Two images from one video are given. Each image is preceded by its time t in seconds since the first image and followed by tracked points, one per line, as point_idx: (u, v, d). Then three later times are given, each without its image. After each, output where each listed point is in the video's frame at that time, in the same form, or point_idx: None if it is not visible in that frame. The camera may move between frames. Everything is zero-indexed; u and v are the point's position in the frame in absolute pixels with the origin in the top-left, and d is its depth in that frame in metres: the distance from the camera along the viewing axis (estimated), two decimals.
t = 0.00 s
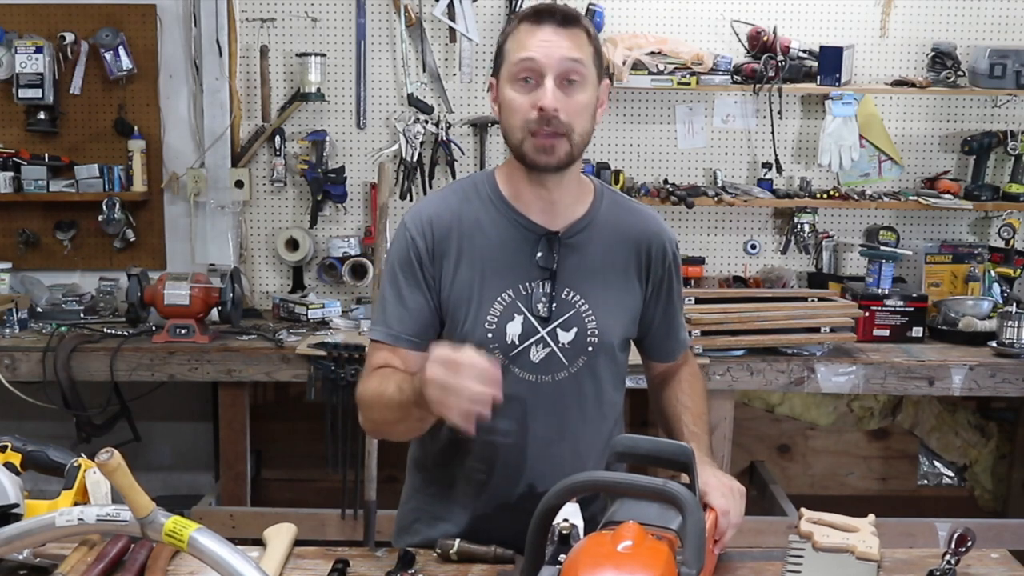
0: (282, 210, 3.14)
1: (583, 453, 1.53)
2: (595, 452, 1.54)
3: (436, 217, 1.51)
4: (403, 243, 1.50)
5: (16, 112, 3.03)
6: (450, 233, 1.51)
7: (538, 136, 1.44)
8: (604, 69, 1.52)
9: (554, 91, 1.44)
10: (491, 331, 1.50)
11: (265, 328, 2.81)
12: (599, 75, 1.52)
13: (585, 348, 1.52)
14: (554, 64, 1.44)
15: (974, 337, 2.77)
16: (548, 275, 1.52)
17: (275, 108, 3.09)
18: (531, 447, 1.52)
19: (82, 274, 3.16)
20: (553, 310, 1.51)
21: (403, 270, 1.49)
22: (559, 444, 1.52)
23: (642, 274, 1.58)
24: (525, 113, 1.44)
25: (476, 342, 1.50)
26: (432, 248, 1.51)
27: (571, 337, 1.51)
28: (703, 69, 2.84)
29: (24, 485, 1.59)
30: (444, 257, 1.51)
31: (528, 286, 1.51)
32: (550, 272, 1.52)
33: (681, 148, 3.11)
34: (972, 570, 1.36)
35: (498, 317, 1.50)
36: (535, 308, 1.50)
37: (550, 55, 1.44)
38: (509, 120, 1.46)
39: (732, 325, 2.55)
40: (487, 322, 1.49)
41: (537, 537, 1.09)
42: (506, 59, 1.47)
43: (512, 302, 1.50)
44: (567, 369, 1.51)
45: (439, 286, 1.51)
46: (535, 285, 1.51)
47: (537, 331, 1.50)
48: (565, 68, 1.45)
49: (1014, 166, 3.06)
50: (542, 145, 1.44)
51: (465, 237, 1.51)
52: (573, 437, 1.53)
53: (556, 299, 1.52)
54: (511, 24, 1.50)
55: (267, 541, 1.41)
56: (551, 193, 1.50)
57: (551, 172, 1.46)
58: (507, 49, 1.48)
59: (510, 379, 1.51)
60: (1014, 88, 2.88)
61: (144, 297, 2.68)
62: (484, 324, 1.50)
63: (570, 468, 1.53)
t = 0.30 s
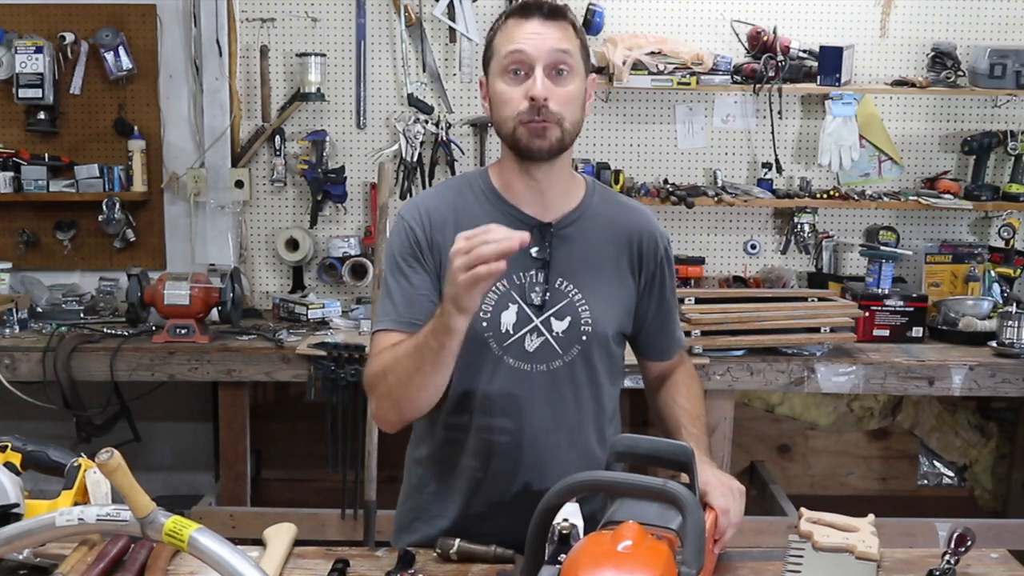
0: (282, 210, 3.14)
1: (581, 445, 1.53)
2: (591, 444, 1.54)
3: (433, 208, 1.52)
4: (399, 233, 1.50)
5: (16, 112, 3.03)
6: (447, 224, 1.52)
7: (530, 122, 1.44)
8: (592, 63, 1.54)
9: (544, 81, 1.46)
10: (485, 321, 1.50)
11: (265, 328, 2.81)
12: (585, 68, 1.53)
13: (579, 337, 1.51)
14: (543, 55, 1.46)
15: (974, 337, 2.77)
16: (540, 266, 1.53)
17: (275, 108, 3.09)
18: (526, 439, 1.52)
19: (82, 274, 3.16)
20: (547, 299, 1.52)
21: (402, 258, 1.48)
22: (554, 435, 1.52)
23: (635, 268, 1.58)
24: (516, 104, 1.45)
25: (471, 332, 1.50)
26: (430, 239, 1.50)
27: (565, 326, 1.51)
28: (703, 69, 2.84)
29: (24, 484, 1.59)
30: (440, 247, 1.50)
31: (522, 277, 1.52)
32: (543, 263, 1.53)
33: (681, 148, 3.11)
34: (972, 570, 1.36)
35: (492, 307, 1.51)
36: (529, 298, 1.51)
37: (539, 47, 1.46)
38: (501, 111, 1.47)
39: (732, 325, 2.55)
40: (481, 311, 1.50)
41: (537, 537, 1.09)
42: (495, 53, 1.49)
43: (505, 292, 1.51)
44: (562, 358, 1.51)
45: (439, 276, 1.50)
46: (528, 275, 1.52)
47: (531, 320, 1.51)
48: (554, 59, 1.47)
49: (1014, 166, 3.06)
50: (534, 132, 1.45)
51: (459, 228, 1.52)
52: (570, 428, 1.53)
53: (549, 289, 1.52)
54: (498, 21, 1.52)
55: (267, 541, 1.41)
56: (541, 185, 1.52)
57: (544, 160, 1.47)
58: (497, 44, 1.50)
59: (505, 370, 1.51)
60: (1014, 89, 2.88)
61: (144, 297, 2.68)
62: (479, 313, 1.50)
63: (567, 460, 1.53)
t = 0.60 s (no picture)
0: (282, 210, 3.14)
1: (581, 438, 1.54)
2: (590, 436, 1.54)
3: (431, 207, 1.51)
4: (399, 232, 1.49)
5: (16, 112, 3.03)
6: (445, 222, 1.51)
7: (542, 146, 1.45)
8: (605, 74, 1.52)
9: (560, 106, 1.44)
10: (486, 315, 1.49)
11: (265, 328, 2.81)
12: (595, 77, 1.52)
13: (579, 329, 1.52)
14: (562, 80, 1.43)
15: (974, 337, 2.77)
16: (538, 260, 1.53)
17: (275, 108, 3.09)
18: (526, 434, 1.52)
19: (82, 274, 3.16)
20: (546, 292, 1.52)
21: (401, 259, 1.48)
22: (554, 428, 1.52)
23: (630, 264, 1.59)
24: (530, 125, 1.44)
25: (472, 326, 1.49)
26: (429, 237, 1.50)
27: (565, 319, 1.52)
28: (703, 69, 2.84)
29: (24, 484, 1.58)
30: (440, 244, 1.50)
31: (521, 270, 1.52)
32: (541, 257, 1.53)
33: (681, 148, 3.11)
34: (972, 570, 1.36)
35: (493, 301, 1.50)
36: (528, 291, 1.51)
37: (557, 71, 1.43)
38: (512, 127, 1.46)
39: (732, 325, 2.55)
40: (482, 305, 1.49)
41: (537, 537, 1.09)
42: (512, 66, 1.45)
43: (506, 285, 1.51)
44: (562, 351, 1.52)
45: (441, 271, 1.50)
46: (527, 269, 1.52)
47: (532, 312, 1.50)
48: (572, 82, 1.44)
49: (1014, 166, 3.06)
50: (545, 155, 1.46)
51: (458, 224, 1.51)
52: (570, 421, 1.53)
53: (548, 282, 1.53)
54: (515, 29, 1.45)
55: (267, 541, 1.41)
56: (540, 186, 1.53)
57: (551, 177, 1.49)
58: (513, 55, 1.45)
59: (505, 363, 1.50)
60: (1014, 88, 2.88)
61: (144, 297, 2.68)
62: (480, 307, 1.49)
63: (567, 453, 1.53)
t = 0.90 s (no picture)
0: (282, 210, 3.14)
1: (579, 439, 1.54)
2: (588, 438, 1.55)
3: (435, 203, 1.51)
4: (403, 222, 1.47)
5: (16, 112, 3.03)
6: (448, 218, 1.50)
7: (543, 133, 1.45)
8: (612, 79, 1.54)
9: (566, 95, 1.45)
10: (487, 314, 1.49)
11: (265, 328, 2.81)
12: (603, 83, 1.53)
13: (579, 331, 1.52)
14: (569, 70, 1.45)
15: (974, 337, 2.77)
16: (540, 261, 1.53)
17: (275, 108, 3.09)
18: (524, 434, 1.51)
19: (82, 274, 3.16)
20: (547, 293, 1.52)
21: (405, 243, 1.45)
22: (552, 429, 1.52)
23: (630, 266, 1.59)
24: (533, 111, 1.44)
25: (472, 325, 1.49)
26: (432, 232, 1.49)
27: (565, 320, 1.52)
28: (703, 69, 2.84)
29: (24, 484, 1.58)
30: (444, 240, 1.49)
31: (523, 270, 1.52)
32: (542, 258, 1.53)
33: (681, 148, 3.11)
34: (971, 570, 1.36)
35: (494, 300, 1.49)
36: (530, 292, 1.51)
37: (566, 61, 1.45)
38: (515, 113, 1.46)
39: (732, 325, 2.55)
40: (483, 304, 1.49)
41: (537, 538, 1.10)
42: (522, 53, 1.47)
43: (507, 285, 1.51)
44: (562, 352, 1.51)
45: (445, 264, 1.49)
46: (529, 270, 1.52)
47: (532, 314, 1.50)
48: (579, 75, 1.46)
49: (1014, 166, 3.06)
50: (545, 142, 1.45)
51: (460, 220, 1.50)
52: (567, 422, 1.53)
53: (549, 283, 1.52)
54: (531, 21, 1.50)
55: (267, 541, 1.41)
56: (543, 183, 1.53)
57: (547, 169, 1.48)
58: (525, 44, 1.48)
59: (505, 364, 1.50)
60: (1014, 88, 2.88)
61: (144, 297, 2.68)
62: (481, 306, 1.49)
63: (565, 454, 1.53)
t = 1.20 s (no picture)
0: (282, 210, 3.14)
1: (579, 443, 1.55)
2: (588, 441, 1.56)
3: (445, 204, 1.49)
4: (415, 224, 1.46)
5: (16, 112, 3.03)
6: (457, 220, 1.49)
7: (553, 142, 1.46)
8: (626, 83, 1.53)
9: (579, 104, 1.45)
10: (494, 318, 1.48)
11: (265, 328, 2.81)
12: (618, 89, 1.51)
13: (583, 337, 1.53)
14: (583, 78, 1.44)
15: (974, 337, 2.77)
16: (548, 265, 1.52)
17: (275, 108, 3.09)
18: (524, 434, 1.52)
19: (82, 274, 3.16)
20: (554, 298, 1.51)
21: (421, 247, 1.44)
22: (554, 432, 1.53)
23: (634, 271, 1.59)
24: (545, 118, 1.46)
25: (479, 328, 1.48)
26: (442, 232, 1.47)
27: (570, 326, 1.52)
28: (703, 69, 2.84)
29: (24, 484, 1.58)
30: (453, 240, 1.48)
31: (530, 275, 1.51)
32: (551, 262, 1.52)
33: (681, 148, 3.11)
34: (971, 570, 1.35)
35: (501, 304, 1.49)
36: (538, 296, 1.50)
37: (580, 68, 1.44)
38: (528, 120, 1.47)
39: (732, 325, 2.55)
40: (490, 307, 1.48)
41: (537, 538, 1.10)
42: (537, 57, 1.46)
43: (515, 289, 1.49)
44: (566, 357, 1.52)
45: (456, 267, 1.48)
46: (537, 274, 1.51)
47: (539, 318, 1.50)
48: (592, 83, 1.45)
49: (1014, 166, 3.06)
50: (554, 153, 1.46)
51: (470, 223, 1.49)
52: (569, 426, 1.54)
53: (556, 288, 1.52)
54: (548, 22, 1.47)
55: (266, 541, 1.41)
56: (552, 192, 1.53)
57: (555, 179, 1.49)
58: (541, 48, 1.47)
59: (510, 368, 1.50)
60: (1014, 88, 2.88)
61: (144, 297, 2.68)
62: (487, 309, 1.48)
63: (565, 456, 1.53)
